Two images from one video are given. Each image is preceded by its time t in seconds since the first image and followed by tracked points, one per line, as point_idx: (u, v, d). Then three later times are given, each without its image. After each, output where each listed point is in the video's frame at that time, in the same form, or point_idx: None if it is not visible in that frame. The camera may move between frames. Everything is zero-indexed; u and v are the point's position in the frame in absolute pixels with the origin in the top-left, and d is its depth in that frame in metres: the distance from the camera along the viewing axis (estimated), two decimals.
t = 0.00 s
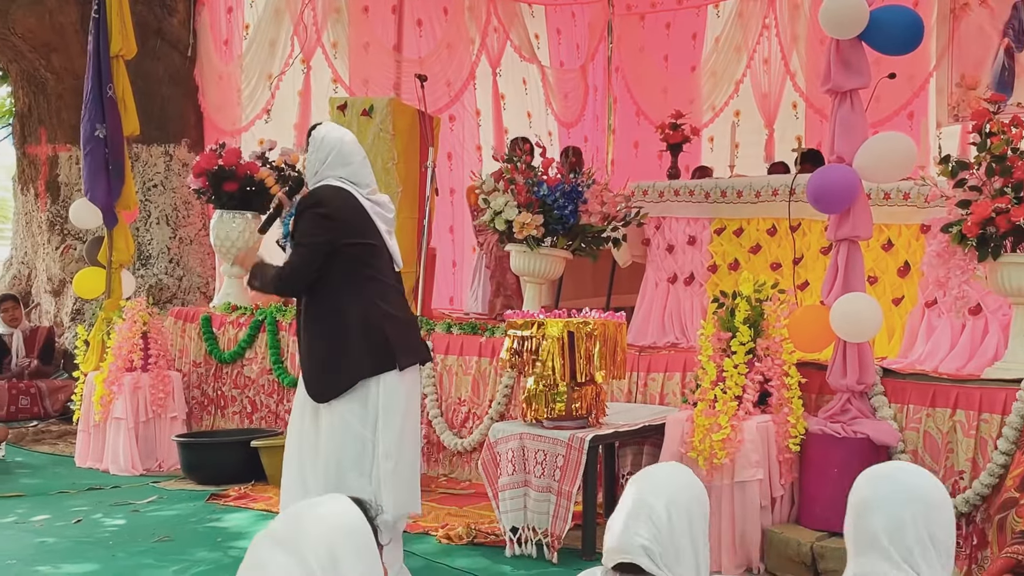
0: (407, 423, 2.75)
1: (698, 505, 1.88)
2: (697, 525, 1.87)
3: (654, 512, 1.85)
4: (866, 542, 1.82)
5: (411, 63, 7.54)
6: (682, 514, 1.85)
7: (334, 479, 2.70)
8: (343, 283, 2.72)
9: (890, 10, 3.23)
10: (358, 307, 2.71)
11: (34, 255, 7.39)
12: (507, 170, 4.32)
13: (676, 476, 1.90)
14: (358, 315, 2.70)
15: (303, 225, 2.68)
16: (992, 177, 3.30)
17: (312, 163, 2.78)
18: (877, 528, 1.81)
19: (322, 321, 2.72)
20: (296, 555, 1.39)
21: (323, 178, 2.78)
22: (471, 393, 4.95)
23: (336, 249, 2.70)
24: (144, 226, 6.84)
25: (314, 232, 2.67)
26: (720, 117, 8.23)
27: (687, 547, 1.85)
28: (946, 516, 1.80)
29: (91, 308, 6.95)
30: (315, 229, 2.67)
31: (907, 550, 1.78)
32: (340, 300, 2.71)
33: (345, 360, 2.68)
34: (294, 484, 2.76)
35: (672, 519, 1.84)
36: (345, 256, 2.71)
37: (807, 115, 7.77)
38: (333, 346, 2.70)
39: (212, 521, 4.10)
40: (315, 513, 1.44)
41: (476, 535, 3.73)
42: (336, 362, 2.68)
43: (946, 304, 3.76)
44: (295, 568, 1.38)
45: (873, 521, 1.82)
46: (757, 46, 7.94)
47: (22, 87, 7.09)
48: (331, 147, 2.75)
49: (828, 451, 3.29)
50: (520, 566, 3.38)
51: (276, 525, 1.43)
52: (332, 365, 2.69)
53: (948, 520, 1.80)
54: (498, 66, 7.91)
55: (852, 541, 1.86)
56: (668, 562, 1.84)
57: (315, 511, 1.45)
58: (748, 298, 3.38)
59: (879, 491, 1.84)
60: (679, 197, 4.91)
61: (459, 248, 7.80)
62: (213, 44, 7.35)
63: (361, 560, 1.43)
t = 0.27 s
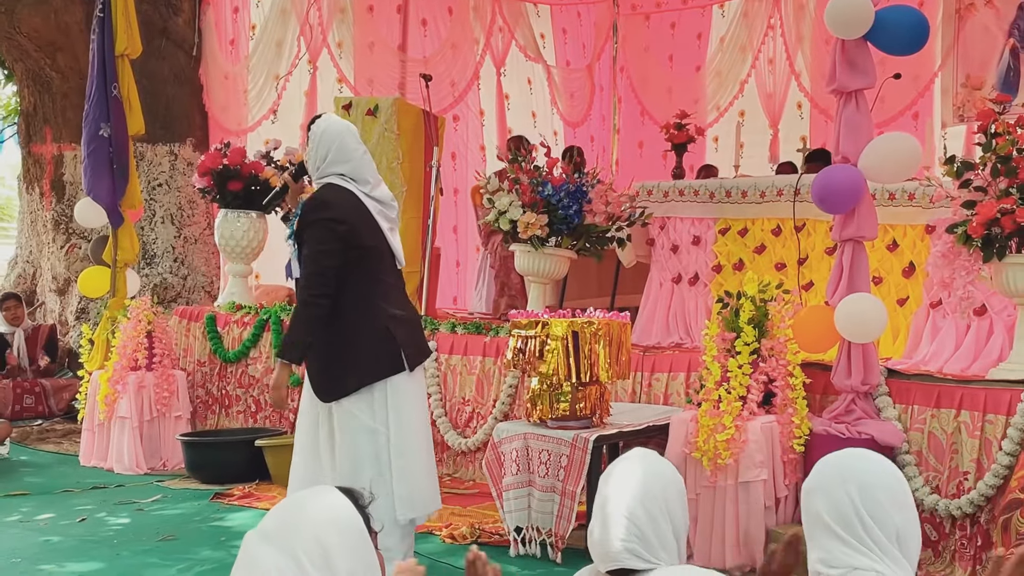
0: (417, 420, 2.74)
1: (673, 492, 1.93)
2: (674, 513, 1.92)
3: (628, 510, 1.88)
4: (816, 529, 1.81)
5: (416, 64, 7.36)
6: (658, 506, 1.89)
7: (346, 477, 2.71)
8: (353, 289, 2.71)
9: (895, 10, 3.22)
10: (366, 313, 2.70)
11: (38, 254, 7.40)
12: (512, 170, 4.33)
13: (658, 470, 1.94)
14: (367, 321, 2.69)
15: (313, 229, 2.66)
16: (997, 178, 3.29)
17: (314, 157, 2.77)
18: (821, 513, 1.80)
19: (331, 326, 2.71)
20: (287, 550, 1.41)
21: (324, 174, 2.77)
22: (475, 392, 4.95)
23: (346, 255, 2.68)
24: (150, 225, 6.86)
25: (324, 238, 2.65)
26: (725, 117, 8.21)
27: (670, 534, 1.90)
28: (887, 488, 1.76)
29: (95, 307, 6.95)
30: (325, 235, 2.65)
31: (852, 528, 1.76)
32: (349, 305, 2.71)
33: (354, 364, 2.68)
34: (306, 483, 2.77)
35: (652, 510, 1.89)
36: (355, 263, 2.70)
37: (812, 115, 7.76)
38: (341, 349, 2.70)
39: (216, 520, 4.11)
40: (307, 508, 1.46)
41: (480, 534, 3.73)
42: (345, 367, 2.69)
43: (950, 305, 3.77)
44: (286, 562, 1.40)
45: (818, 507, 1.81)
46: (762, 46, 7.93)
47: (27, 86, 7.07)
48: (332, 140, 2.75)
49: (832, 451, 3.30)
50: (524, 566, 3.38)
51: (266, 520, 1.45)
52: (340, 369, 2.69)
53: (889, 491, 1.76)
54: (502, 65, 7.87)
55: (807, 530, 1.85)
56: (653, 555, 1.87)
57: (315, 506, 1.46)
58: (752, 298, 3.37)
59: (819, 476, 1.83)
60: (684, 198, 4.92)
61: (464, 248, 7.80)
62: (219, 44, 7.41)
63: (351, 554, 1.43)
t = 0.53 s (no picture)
0: (427, 431, 2.70)
1: (675, 499, 1.93)
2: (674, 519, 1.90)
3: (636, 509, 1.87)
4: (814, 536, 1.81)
5: (420, 63, 7.35)
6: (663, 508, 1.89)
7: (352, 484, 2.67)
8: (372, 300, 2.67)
9: (900, 10, 3.22)
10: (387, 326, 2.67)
11: (43, 253, 7.42)
12: (516, 170, 4.32)
13: (663, 476, 1.95)
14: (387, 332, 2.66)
15: (338, 238, 2.60)
16: (1001, 178, 3.29)
17: (326, 165, 2.68)
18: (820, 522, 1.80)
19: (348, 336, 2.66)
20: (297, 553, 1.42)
21: (337, 180, 2.69)
22: (479, 392, 4.95)
23: (372, 266, 2.64)
24: (154, 225, 6.87)
25: (349, 248, 2.59)
26: (729, 118, 8.23)
27: (675, 543, 1.89)
28: (886, 500, 1.76)
29: (100, 307, 6.96)
30: (352, 245, 2.59)
31: (850, 538, 1.75)
32: (371, 316, 2.67)
33: (370, 375, 2.65)
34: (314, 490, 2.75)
35: (658, 516, 1.87)
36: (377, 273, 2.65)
37: (816, 115, 7.75)
38: (360, 361, 2.66)
39: (220, 520, 4.11)
40: (311, 510, 1.46)
41: (484, 534, 3.74)
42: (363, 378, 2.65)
43: (954, 306, 3.76)
44: (296, 563, 1.40)
45: (816, 515, 1.81)
46: (766, 46, 7.92)
47: (32, 85, 7.10)
48: (345, 146, 2.68)
49: (837, 452, 3.29)
50: (528, 566, 3.38)
51: (278, 521, 1.45)
52: (359, 381, 2.66)
53: (887, 504, 1.75)
54: (505, 66, 7.85)
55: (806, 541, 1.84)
56: (652, 554, 1.85)
57: (326, 509, 1.46)
58: (757, 298, 3.38)
59: (818, 486, 1.83)
60: (688, 197, 4.91)
61: (468, 248, 7.80)
62: (223, 44, 7.41)
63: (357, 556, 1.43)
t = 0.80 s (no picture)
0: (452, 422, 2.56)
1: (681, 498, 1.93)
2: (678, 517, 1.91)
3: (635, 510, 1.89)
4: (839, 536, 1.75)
5: (424, 64, 7.48)
6: (665, 510, 1.90)
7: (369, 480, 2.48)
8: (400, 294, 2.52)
9: (904, 11, 3.22)
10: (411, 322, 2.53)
11: (47, 253, 7.43)
12: (520, 171, 4.33)
13: (669, 470, 1.94)
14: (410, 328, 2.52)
15: (376, 234, 2.44)
16: (1005, 179, 3.28)
17: (360, 157, 2.51)
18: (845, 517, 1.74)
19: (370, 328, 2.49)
20: (324, 556, 1.31)
21: (369, 174, 2.52)
22: (483, 393, 4.96)
23: (406, 261, 2.50)
24: (158, 225, 6.86)
25: (385, 244, 2.45)
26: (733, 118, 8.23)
27: (676, 541, 1.91)
28: (910, 488, 1.71)
29: (103, 307, 6.97)
30: (388, 241, 2.45)
31: (877, 533, 1.70)
32: (396, 309, 2.51)
33: (390, 369, 2.49)
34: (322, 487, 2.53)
35: (660, 518, 1.89)
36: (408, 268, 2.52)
37: (820, 116, 7.75)
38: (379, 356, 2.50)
39: (224, 520, 4.12)
40: (344, 513, 1.36)
41: (487, 535, 3.74)
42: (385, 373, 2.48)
43: (958, 306, 3.75)
44: (320, 566, 1.30)
45: (840, 511, 1.75)
46: (770, 46, 7.92)
47: (37, 85, 7.13)
48: (384, 139, 2.52)
49: (840, 452, 3.28)
50: (531, 566, 3.38)
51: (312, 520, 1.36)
52: (384, 375, 2.49)
53: (913, 494, 1.70)
54: (508, 66, 7.93)
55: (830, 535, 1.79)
56: (660, 559, 1.88)
57: (361, 511, 1.36)
58: (761, 299, 3.37)
59: (839, 479, 1.77)
60: (692, 198, 4.91)
61: (471, 248, 7.80)
62: (227, 44, 7.39)
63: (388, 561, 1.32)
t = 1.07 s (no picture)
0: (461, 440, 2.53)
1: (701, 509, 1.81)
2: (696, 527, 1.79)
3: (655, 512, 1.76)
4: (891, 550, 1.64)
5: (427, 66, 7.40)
6: (684, 518, 1.77)
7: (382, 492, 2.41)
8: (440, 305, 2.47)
9: (907, 12, 3.22)
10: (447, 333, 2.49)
11: (51, 253, 7.44)
12: (523, 171, 4.33)
13: (688, 477, 1.82)
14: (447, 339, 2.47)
15: (418, 244, 2.42)
16: (1009, 179, 3.28)
17: (386, 170, 2.47)
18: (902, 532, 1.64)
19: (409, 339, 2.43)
20: None
21: (395, 186, 2.49)
22: (486, 393, 4.96)
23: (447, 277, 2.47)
24: (161, 225, 6.88)
25: (428, 253, 2.42)
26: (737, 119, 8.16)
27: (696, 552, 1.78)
28: (971, 508, 1.62)
29: (106, 307, 6.98)
30: (428, 250, 2.42)
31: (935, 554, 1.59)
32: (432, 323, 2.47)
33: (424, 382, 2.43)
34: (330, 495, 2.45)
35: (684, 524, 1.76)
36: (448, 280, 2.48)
37: (823, 116, 7.75)
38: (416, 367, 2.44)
39: (227, 520, 4.12)
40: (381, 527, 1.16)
41: (491, 534, 3.74)
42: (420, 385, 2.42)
43: (961, 307, 3.74)
44: None
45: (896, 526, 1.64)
46: (773, 47, 7.92)
47: (40, 86, 7.14)
48: (408, 152, 2.49)
49: (842, 452, 3.28)
50: (534, 566, 3.38)
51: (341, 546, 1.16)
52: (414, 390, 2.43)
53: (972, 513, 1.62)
54: (509, 67, 7.96)
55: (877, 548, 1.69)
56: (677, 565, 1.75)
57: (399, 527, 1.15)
58: (764, 299, 3.36)
59: (894, 492, 1.68)
60: (695, 198, 4.91)
61: (473, 248, 7.79)
62: (229, 45, 7.44)
63: None
